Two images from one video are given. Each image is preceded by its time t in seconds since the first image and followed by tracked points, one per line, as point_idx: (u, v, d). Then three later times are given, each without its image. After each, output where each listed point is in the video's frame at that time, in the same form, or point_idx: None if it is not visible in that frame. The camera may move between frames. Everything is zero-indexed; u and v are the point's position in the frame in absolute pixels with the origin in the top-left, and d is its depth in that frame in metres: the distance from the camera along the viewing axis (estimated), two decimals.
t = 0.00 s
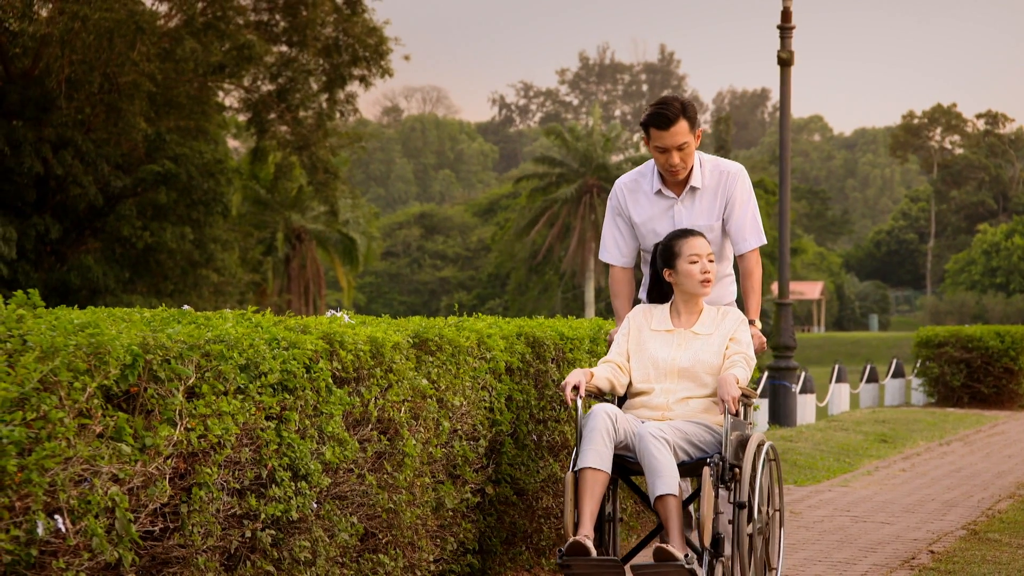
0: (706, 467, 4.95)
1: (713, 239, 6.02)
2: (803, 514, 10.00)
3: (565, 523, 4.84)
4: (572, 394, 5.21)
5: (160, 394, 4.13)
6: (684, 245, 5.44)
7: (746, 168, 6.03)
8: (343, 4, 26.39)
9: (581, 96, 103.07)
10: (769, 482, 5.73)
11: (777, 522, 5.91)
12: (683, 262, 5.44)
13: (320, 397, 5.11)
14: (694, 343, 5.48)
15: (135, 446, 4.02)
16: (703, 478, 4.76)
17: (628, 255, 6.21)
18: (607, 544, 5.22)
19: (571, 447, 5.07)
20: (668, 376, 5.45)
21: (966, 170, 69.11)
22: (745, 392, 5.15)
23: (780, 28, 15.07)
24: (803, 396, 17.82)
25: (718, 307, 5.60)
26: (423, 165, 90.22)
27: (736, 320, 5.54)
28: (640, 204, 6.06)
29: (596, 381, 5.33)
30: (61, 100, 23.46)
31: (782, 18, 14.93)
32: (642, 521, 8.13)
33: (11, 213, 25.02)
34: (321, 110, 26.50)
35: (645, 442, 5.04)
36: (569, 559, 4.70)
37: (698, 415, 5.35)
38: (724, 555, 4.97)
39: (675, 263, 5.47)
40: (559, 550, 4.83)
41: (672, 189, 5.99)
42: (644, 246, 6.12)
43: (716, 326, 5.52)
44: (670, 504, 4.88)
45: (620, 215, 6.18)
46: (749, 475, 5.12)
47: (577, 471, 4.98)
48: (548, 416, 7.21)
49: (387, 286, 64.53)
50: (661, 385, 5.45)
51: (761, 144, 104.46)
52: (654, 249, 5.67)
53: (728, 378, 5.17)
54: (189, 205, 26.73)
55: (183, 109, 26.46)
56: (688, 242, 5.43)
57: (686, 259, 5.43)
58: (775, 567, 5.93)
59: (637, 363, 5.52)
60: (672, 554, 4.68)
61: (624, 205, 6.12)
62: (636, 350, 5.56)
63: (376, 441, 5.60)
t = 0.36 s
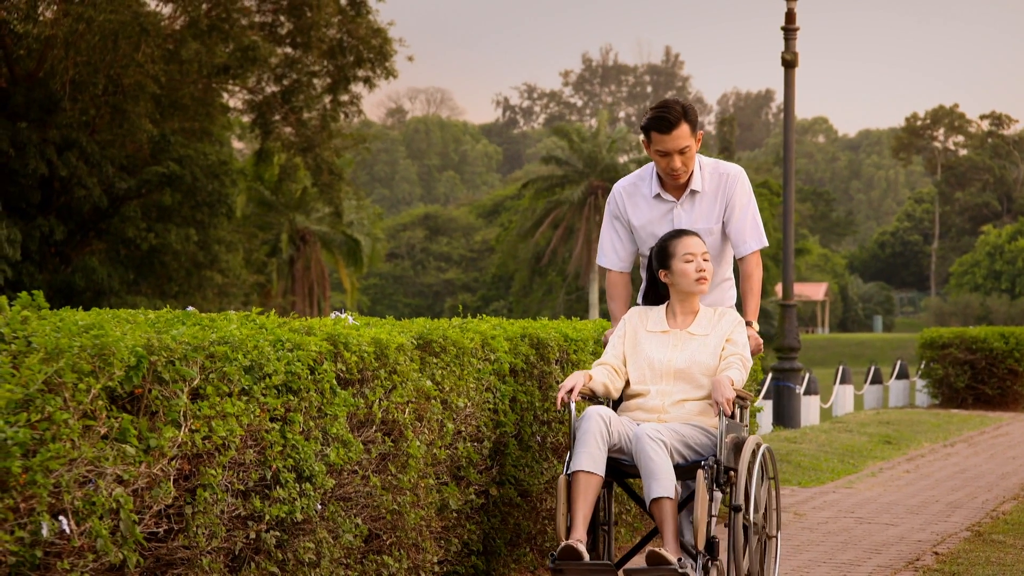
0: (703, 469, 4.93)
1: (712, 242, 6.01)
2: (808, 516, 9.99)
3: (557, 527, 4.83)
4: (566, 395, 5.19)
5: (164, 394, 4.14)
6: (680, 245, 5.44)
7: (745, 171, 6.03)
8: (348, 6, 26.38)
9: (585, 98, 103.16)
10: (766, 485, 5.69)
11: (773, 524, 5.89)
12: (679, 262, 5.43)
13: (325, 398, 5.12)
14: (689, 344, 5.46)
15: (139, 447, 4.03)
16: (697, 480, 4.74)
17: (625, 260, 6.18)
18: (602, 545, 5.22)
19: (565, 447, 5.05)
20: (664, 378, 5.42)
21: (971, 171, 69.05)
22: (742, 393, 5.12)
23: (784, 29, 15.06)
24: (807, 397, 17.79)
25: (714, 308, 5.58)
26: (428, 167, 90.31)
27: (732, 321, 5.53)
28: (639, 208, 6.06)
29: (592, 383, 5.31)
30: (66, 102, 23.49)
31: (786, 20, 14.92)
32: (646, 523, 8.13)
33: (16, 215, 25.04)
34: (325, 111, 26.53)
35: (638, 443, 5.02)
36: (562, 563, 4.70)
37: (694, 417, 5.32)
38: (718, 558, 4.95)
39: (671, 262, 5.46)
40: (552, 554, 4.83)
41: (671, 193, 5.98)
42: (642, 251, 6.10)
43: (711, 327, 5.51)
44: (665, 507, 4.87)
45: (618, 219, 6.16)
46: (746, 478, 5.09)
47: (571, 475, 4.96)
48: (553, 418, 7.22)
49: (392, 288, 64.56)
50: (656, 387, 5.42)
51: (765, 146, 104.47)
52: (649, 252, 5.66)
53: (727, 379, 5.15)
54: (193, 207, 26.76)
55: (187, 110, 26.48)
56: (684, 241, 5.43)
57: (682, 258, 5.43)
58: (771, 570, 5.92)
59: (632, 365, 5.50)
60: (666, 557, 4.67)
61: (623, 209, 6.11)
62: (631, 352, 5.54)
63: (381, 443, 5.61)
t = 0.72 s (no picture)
0: (701, 473, 4.92)
1: (714, 240, 5.98)
2: (815, 516, 10.01)
3: (556, 530, 4.82)
4: (564, 399, 5.18)
5: (172, 395, 4.16)
6: (670, 246, 5.39)
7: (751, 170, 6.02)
8: (355, 7, 26.37)
9: (593, 98, 103.13)
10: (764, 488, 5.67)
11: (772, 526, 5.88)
12: (668, 263, 5.40)
13: (332, 399, 5.14)
14: (685, 345, 5.44)
15: (148, 447, 4.05)
16: (697, 484, 4.73)
17: (626, 257, 6.13)
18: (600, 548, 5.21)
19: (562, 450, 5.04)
20: (659, 380, 5.41)
21: (978, 172, 68.95)
22: (739, 395, 5.10)
23: (791, 30, 15.05)
24: (815, 398, 17.78)
25: (709, 307, 5.56)
26: (435, 168, 90.41)
27: (728, 321, 5.50)
28: (642, 203, 6.03)
29: (589, 385, 5.30)
30: (75, 103, 23.56)
31: (793, 20, 14.93)
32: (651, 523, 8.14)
33: (25, 216, 25.14)
34: (332, 112, 26.58)
35: (637, 446, 5.01)
36: (560, 567, 4.71)
37: (691, 418, 5.30)
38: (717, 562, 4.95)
39: (663, 264, 5.43)
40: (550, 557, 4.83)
41: (677, 188, 5.97)
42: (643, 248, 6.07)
43: (706, 327, 5.48)
44: (663, 510, 4.88)
45: (620, 214, 6.13)
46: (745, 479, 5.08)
47: (568, 477, 4.95)
48: (560, 418, 7.23)
49: (399, 289, 64.62)
50: (652, 389, 5.40)
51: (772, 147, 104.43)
52: (642, 250, 5.63)
53: (723, 380, 5.12)
54: (201, 208, 26.83)
55: (195, 111, 26.54)
56: (675, 242, 5.39)
57: (673, 260, 5.39)
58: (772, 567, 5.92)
59: (628, 367, 5.49)
60: (666, 562, 4.68)
61: (626, 204, 6.08)
62: (627, 354, 5.53)
63: (388, 444, 5.63)
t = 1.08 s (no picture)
0: (703, 473, 4.88)
1: (721, 240, 5.98)
2: (824, 517, 9.99)
3: (553, 534, 4.76)
4: (563, 400, 5.14)
5: (181, 396, 4.18)
6: (673, 249, 5.33)
7: (758, 170, 6.02)
8: (364, 8, 26.38)
9: (602, 99, 103.12)
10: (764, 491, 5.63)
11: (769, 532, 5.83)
12: (669, 266, 5.35)
13: (341, 399, 5.15)
14: (684, 347, 5.41)
15: (156, 448, 4.07)
16: (697, 486, 4.68)
17: (630, 254, 6.11)
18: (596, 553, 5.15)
19: (566, 452, 5.01)
20: (658, 381, 5.36)
21: (987, 173, 68.83)
22: (739, 397, 5.06)
23: (800, 31, 15.05)
24: (823, 399, 17.75)
25: (708, 310, 5.53)
26: (443, 169, 90.48)
27: (727, 322, 5.47)
28: (649, 202, 6.00)
29: (587, 388, 5.26)
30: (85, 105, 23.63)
31: (801, 22, 14.92)
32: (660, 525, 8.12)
33: (34, 217, 25.23)
34: (341, 114, 26.60)
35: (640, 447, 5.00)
36: (557, 571, 4.63)
37: (692, 420, 5.25)
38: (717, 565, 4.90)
39: (663, 267, 5.38)
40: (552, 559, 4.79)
41: (685, 188, 5.95)
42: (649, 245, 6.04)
43: (706, 330, 5.45)
44: (669, 514, 4.85)
45: (626, 211, 6.10)
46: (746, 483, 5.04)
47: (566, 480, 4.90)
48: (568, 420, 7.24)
49: (408, 290, 64.66)
50: (651, 391, 5.36)
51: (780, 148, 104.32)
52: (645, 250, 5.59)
53: (724, 381, 5.08)
54: (210, 209, 26.89)
55: (204, 112, 26.58)
56: (678, 246, 5.32)
57: (673, 264, 5.34)
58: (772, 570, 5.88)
59: (627, 369, 5.45)
60: (665, 566, 4.63)
61: (633, 201, 6.05)
62: (625, 356, 5.49)
63: (397, 445, 5.64)
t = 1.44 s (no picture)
0: (707, 474, 4.88)
1: (724, 242, 5.97)
2: (833, 517, 9.99)
3: (557, 536, 4.75)
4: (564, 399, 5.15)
5: (191, 396, 4.21)
6: (676, 250, 5.33)
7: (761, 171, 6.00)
8: (373, 8, 26.28)
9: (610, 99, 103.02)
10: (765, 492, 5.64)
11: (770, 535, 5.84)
12: (673, 268, 5.35)
13: (350, 400, 5.17)
14: (687, 347, 5.41)
15: (166, 448, 4.09)
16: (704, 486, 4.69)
17: (631, 255, 6.13)
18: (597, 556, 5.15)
19: (567, 451, 5.00)
20: (661, 381, 5.37)
21: (997, 173, 68.63)
22: (742, 396, 5.09)
23: (808, 32, 15.04)
24: (832, 399, 17.73)
25: (711, 310, 5.53)
26: (452, 169, 90.53)
27: (731, 323, 5.48)
28: (651, 203, 6.01)
29: (588, 388, 5.27)
30: (95, 105, 23.71)
31: (811, 21, 14.90)
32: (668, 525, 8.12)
33: (44, 217, 25.31)
34: (350, 114, 26.59)
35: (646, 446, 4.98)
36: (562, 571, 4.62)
37: (696, 422, 5.26)
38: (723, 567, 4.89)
39: (665, 268, 5.39)
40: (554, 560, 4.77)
41: (686, 189, 5.95)
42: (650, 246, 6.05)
43: (709, 330, 5.46)
44: (678, 512, 4.78)
45: (627, 212, 6.11)
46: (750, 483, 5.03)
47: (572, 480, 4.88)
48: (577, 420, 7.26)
49: (417, 291, 64.69)
50: (654, 391, 5.37)
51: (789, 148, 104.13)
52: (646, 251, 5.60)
53: (727, 381, 5.07)
54: (219, 209, 26.95)
55: (213, 113, 26.64)
56: (682, 247, 5.32)
57: (676, 265, 5.34)
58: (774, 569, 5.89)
59: (628, 369, 5.45)
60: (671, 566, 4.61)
61: (635, 202, 6.06)
62: (626, 356, 5.50)
63: (406, 444, 5.66)
